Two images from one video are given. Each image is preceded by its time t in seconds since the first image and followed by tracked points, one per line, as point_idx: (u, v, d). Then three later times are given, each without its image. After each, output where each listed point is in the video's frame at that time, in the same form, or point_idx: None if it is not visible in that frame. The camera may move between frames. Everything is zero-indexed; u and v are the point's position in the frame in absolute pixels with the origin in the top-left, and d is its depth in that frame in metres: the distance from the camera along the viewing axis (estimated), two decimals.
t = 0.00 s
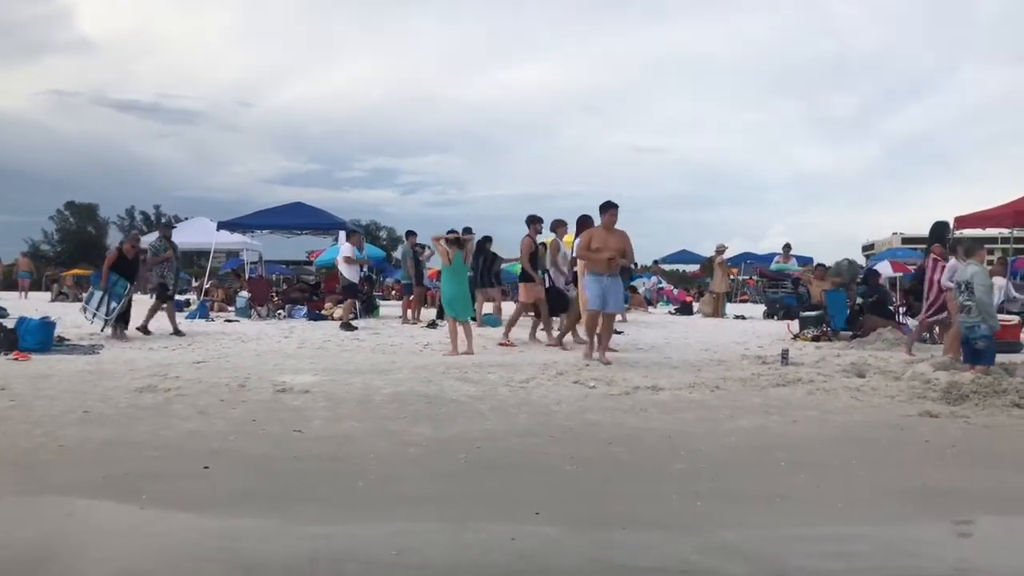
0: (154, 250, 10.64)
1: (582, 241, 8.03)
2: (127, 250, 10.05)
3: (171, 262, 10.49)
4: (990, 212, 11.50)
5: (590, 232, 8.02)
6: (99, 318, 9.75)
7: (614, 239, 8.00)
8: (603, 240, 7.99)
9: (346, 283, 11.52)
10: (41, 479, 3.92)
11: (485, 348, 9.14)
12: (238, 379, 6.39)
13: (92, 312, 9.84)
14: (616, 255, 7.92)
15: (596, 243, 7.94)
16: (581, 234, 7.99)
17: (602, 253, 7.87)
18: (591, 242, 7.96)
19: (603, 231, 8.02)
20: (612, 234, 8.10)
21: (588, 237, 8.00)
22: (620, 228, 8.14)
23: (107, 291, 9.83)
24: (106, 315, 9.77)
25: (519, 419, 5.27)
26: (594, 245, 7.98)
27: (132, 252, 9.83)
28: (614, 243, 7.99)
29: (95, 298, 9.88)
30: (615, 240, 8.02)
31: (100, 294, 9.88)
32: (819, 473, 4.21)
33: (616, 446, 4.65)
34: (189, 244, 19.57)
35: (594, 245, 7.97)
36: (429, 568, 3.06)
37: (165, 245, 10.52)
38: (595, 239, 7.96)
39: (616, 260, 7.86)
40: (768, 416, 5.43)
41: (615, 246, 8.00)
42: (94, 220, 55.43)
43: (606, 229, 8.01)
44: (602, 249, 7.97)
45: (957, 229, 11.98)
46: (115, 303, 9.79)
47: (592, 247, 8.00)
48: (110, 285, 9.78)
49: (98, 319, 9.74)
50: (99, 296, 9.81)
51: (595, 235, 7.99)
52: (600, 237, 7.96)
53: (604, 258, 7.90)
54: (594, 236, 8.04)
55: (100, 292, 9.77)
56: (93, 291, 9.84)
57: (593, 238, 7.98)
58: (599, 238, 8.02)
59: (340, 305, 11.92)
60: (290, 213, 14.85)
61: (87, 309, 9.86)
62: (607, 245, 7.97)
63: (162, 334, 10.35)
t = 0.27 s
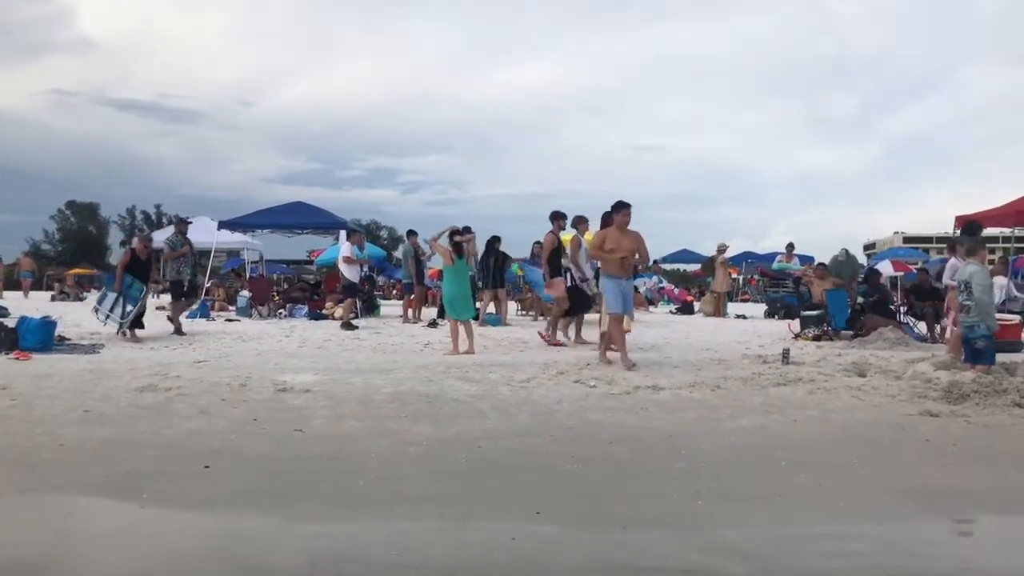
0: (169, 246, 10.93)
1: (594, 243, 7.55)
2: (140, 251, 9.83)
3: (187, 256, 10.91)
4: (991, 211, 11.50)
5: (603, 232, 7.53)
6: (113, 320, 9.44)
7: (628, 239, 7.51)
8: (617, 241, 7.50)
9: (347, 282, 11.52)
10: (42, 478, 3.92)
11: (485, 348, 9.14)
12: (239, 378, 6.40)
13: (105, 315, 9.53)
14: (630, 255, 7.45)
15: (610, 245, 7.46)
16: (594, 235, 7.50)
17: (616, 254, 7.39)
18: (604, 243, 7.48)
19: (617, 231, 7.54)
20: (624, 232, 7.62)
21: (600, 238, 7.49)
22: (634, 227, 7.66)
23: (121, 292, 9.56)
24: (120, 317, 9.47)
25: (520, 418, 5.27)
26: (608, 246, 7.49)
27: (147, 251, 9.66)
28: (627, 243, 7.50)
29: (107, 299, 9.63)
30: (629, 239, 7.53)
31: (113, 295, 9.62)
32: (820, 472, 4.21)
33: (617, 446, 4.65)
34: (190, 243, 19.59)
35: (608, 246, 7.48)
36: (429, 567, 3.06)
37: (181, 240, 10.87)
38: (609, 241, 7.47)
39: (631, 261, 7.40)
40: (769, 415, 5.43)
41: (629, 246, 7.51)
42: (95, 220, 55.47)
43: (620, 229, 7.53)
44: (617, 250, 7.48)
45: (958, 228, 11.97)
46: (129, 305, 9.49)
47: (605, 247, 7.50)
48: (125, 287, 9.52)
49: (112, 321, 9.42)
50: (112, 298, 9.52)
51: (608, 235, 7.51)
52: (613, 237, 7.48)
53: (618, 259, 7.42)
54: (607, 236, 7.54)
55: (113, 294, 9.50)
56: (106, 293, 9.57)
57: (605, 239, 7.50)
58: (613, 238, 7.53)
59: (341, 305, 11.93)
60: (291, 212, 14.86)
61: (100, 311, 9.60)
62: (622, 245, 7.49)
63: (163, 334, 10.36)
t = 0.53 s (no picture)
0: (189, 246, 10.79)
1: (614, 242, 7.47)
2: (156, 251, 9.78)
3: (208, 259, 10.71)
4: (993, 210, 11.49)
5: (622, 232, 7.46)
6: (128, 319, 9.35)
7: (650, 239, 7.44)
8: (637, 241, 7.44)
9: (349, 282, 11.52)
10: (45, 477, 3.93)
11: (487, 347, 9.14)
12: (241, 377, 6.40)
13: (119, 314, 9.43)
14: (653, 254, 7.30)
15: (631, 244, 7.37)
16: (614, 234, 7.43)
17: (638, 252, 7.29)
18: (625, 242, 7.40)
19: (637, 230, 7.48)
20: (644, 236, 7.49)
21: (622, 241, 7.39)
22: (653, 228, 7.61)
23: (136, 291, 9.45)
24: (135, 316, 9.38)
25: (522, 416, 5.28)
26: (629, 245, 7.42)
27: (165, 252, 9.59)
28: (649, 243, 7.43)
29: (121, 297, 9.49)
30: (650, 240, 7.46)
31: (127, 294, 9.49)
32: (821, 470, 4.21)
33: (619, 444, 4.65)
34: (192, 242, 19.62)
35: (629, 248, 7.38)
36: (431, 566, 3.06)
37: (201, 242, 10.49)
38: (629, 240, 7.40)
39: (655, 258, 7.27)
40: (771, 413, 5.43)
41: (651, 245, 7.43)
42: (96, 220, 55.53)
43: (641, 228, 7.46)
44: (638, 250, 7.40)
45: (961, 226, 11.96)
46: (145, 304, 9.42)
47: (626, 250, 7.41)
48: (141, 286, 9.45)
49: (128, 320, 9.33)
50: (128, 297, 9.43)
51: (628, 236, 7.44)
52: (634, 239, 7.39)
53: (640, 258, 7.32)
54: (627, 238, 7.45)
55: (128, 292, 9.41)
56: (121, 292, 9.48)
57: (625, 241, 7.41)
58: (633, 238, 7.47)
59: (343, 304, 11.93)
60: (293, 212, 14.86)
61: (112, 308, 9.47)
62: (643, 245, 7.41)
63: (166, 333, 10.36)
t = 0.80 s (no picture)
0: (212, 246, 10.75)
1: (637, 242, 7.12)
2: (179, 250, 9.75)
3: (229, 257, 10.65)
4: (996, 209, 11.46)
5: (646, 231, 7.11)
6: (152, 317, 9.35)
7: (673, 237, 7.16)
8: (661, 240, 7.13)
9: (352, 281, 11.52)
10: (48, 476, 3.94)
11: (490, 346, 9.14)
12: (244, 376, 6.41)
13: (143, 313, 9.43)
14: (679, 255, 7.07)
15: (657, 244, 7.07)
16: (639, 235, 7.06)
17: (665, 255, 7.02)
18: (650, 243, 7.08)
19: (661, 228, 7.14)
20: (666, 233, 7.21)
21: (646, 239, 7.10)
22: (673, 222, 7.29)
23: (158, 289, 9.43)
24: (160, 314, 9.37)
25: (525, 415, 5.27)
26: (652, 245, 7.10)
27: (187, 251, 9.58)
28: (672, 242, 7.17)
29: (143, 295, 9.44)
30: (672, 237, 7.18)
31: (149, 292, 9.46)
32: (823, 470, 4.20)
33: (622, 443, 4.65)
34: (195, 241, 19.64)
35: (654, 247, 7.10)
36: (433, 565, 3.06)
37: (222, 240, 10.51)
38: (654, 240, 7.08)
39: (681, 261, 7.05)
40: (774, 413, 5.42)
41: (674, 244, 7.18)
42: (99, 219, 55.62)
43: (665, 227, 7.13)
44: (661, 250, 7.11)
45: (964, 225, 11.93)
46: (168, 302, 9.40)
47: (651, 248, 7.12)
48: (163, 283, 9.44)
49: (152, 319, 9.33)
50: (151, 295, 9.42)
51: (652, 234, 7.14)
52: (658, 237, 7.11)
53: (665, 259, 7.06)
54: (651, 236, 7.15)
55: (151, 290, 9.41)
56: (144, 291, 9.47)
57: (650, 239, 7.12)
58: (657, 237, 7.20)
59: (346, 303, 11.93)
60: (295, 211, 14.87)
61: (135, 306, 9.41)
62: (667, 244, 7.12)
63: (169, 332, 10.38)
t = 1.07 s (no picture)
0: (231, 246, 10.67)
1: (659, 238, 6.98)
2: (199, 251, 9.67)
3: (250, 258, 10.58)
4: (999, 208, 11.45)
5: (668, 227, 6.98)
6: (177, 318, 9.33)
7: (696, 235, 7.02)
8: (683, 236, 6.97)
9: (355, 280, 11.54)
10: (52, 474, 3.95)
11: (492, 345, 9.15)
12: (247, 375, 6.42)
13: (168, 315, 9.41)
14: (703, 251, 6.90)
15: (680, 241, 6.90)
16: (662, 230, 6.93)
17: (689, 248, 6.85)
18: (673, 238, 6.92)
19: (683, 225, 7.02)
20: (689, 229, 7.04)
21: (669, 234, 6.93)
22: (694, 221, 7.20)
23: (181, 290, 9.40)
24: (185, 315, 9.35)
25: (528, 414, 5.28)
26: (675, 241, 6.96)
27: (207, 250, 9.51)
28: (695, 239, 7.00)
29: (167, 298, 9.43)
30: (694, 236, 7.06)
31: (172, 294, 9.43)
32: (826, 469, 4.21)
33: (624, 442, 4.66)
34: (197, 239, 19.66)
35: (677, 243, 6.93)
36: (437, 564, 3.07)
37: (242, 240, 10.62)
38: (677, 236, 6.92)
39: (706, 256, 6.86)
40: (776, 412, 5.43)
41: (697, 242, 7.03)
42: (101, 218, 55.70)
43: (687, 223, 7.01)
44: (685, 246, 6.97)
45: (966, 224, 11.92)
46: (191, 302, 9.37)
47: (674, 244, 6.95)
48: (184, 284, 9.40)
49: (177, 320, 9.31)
50: (173, 297, 9.39)
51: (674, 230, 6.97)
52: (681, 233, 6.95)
53: (690, 255, 6.90)
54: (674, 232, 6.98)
55: (174, 292, 9.38)
56: (166, 293, 9.44)
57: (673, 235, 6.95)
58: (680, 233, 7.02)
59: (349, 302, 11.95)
60: (298, 210, 14.87)
61: (160, 309, 9.41)
62: (691, 240, 6.98)
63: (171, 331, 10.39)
